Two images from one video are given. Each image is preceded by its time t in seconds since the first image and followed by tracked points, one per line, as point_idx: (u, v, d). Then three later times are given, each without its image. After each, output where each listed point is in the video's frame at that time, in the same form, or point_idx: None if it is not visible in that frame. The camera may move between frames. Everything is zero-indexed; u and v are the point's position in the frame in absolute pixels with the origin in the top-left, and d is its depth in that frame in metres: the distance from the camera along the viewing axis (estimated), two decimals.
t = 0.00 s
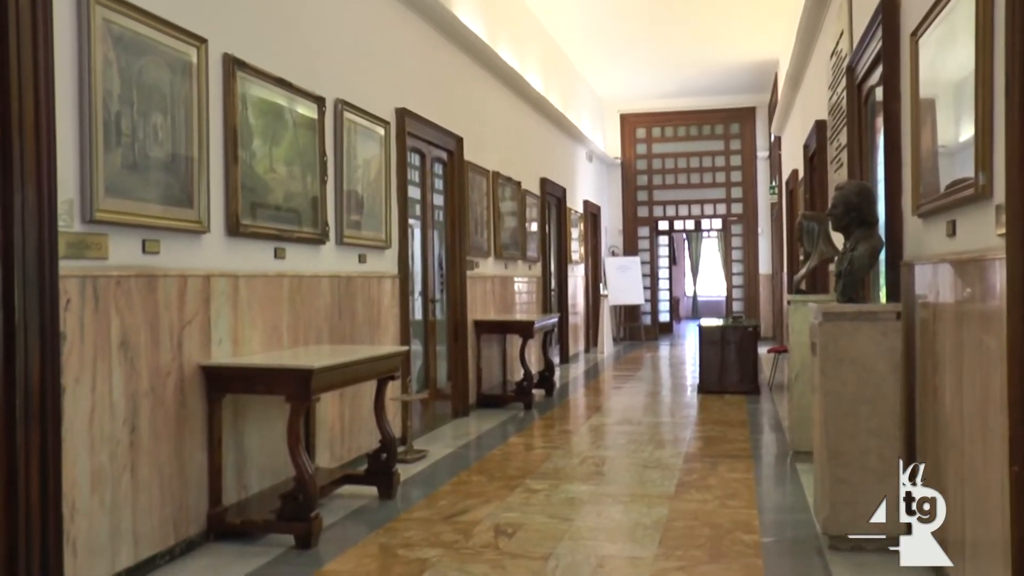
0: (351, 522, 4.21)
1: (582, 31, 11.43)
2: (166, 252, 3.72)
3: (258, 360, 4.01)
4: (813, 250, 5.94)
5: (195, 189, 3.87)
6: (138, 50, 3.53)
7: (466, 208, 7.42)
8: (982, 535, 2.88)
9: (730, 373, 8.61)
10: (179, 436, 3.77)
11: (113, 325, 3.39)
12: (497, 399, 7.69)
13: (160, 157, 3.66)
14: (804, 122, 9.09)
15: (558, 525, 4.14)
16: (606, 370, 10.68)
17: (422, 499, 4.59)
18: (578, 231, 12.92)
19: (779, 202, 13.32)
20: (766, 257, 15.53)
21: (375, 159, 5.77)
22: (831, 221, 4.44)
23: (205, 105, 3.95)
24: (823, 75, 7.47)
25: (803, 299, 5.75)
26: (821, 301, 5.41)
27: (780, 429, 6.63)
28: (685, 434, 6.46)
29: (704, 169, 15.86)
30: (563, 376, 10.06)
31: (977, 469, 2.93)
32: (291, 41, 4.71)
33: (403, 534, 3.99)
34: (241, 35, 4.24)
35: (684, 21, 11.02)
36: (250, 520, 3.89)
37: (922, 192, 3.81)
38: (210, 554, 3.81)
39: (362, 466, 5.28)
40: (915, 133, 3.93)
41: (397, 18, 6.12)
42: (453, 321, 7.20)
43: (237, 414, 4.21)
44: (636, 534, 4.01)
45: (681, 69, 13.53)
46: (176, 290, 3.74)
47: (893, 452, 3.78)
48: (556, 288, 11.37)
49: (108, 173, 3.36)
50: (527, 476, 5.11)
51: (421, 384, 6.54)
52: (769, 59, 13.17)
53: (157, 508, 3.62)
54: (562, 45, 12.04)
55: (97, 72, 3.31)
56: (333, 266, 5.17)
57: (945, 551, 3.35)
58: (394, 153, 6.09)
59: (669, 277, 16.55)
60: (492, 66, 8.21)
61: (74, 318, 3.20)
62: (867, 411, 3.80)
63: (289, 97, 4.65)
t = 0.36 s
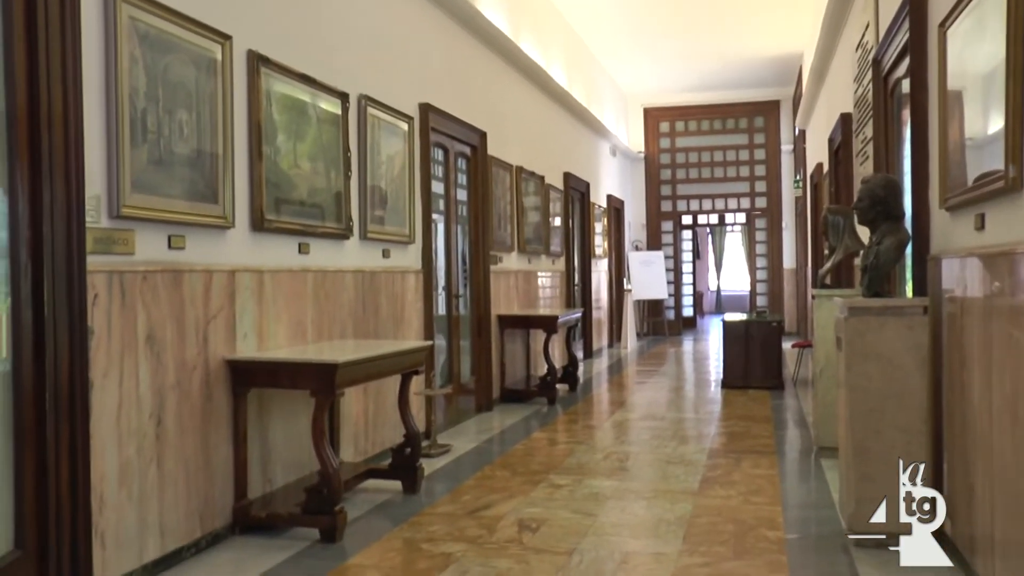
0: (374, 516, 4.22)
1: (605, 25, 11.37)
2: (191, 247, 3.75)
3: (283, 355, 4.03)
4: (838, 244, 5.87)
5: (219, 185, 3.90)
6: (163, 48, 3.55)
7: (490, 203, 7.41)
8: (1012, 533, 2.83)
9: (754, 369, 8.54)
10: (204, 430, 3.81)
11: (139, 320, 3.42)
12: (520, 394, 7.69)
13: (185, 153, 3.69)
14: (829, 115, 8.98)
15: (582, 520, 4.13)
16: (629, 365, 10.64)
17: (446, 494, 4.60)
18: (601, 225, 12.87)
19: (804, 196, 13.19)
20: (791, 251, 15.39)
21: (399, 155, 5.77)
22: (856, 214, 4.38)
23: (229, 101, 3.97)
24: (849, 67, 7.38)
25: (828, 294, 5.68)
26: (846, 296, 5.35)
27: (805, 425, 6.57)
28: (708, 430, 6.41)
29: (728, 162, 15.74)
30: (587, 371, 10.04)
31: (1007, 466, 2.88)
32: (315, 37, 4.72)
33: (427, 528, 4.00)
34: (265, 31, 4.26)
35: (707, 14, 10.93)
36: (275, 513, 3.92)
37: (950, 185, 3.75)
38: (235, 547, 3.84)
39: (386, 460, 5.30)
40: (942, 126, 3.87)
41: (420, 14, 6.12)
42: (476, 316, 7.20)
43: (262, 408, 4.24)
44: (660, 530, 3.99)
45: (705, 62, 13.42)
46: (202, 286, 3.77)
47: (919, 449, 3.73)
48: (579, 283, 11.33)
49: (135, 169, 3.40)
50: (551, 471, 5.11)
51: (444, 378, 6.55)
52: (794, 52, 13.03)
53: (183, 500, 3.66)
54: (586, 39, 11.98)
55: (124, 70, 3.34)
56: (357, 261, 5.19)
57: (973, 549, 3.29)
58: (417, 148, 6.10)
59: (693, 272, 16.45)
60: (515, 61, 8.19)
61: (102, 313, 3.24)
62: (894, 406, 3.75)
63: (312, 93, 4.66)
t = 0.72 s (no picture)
0: (397, 513, 4.23)
1: (626, 21, 11.31)
2: (214, 245, 3.78)
3: (305, 352, 4.05)
4: (862, 240, 5.80)
5: (242, 183, 3.92)
6: (186, 47, 3.58)
7: (512, 199, 7.41)
8: None
9: (778, 365, 8.47)
10: (228, 426, 3.83)
11: (164, 317, 3.45)
12: (543, 391, 7.68)
13: (208, 152, 3.71)
14: (852, 109, 8.88)
15: (605, 517, 4.11)
16: (652, 361, 10.59)
17: (468, 490, 4.60)
18: (624, 222, 12.82)
19: (827, 191, 13.06)
20: (814, 247, 15.26)
21: (421, 152, 5.78)
22: (880, 210, 4.33)
23: (252, 100, 4.00)
24: (873, 61, 7.29)
25: (851, 290, 5.61)
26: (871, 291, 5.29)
27: (828, 421, 6.51)
28: (731, 426, 6.37)
29: (751, 158, 15.62)
30: (609, 367, 10.01)
31: None
32: (336, 35, 4.73)
33: (450, 525, 4.00)
34: (287, 30, 4.27)
35: (729, 9, 10.84)
36: (298, 510, 3.94)
37: (976, 180, 3.69)
38: (259, 542, 3.87)
39: (409, 456, 5.31)
40: (968, 119, 3.82)
41: (441, 11, 6.11)
42: (499, 313, 7.20)
43: (286, 404, 4.26)
44: (684, 527, 3.96)
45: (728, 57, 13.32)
46: (225, 284, 3.79)
47: (945, 446, 3.68)
48: (601, 280, 11.29)
49: (158, 168, 3.43)
50: (574, 468, 5.09)
51: (467, 375, 6.56)
52: (817, 47, 12.90)
53: (208, 496, 3.68)
54: (608, 35, 11.93)
55: (148, 70, 3.38)
56: (379, 258, 5.20)
57: (1001, 548, 3.24)
58: (439, 145, 6.10)
59: (716, 268, 16.35)
60: (537, 57, 8.17)
61: (127, 310, 3.28)
62: (920, 404, 3.70)
63: (334, 91, 4.67)
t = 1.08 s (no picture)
0: (420, 510, 4.24)
1: (647, 18, 11.26)
2: (237, 243, 3.79)
3: (327, 349, 4.06)
4: (885, 237, 5.74)
5: (265, 181, 3.93)
6: (208, 46, 3.59)
7: (533, 197, 7.40)
8: None
9: (800, 363, 8.41)
10: (251, 423, 3.85)
11: (187, 315, 3.46)
12: (564, 389, 7.67)
13: (230, 150, 3.73)
14: (876, 105, 8.80)
15: (627, 516, 4.10)
16: (674, 359, 10.54)
17: (490, 488, 4.60)
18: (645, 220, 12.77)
19: (848, 188, 12.95)
20: (836, 244, 15.15)
21: (442, 150, 5.78)
22: (905, 207, 4.29)
23: (274, 98, 4.01)
24: (896, 56, 7.22)
25: (874, 287, 5.55)
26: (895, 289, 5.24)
27: (851, 421, 6.45)
28: (754, 425, 6.33)
29: (772, 155, 15.53)
30: (630, 365, 9.98)
31: None
32: (358, 34, 4.73)
33: (472, 523, 4.00)
34: (309, 28, 4.29)
35: (751, 6, 10.77)
36: (321, 507, 3.95)
37: (1003, 176, 3.65)
38: (282, 539, 3.89)
39: (431, 454, 5.31)
40: (996, 115, 3.77)
41: (462, 8, 6.10)
42: (521, 311, 7.20)
43: (308, 402, 4.27)
44: (706, 527, 3.94)
45: (748, 54, 13.24)
46: (248, 281, 3.81)
47: (972, 446, 3.63)
48: (623, 278, 11.26)
49: (182, 166, 3.45)
50: (596, 466, 5.08)
51: (488, 373, 6.56)
52: (839, 43, 12.79)
53: (231, 493, 3.71)
54: (629, 31, 11.87)
55: (171, 69, 3.39)
56: (400, 256, 5.21)
57: None
58: (460, 143, 6.10)
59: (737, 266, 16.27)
60: (559, 54, 8.15)
61: (151, 307, 3.29)
62: (945, 403, 3.66)
63: (355, 90, 4.68)
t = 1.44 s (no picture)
0: (441, 508, 4.24)
1: (670, 16, 11.21)
2: (259, 241, 3.81)
3: (350, 347, 4.07)
4: (910, 235, 5.68)
5: (287, 180, 3.95)
6: (231, 46, 3.60)
7: (555, 195, 7.39)
8: None
9: (822, 362, 8.36)
10: (273, 421, 3.86)
11: (210, 313, 3.48)
12: (586, 387, 7.66)
13: (253, 149, 3.74)
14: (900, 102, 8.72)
15: (650, 515, 4.08)
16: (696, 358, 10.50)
17: (512, 487, 4.60)
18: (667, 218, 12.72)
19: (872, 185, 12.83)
20: (859, 243, 15.02)
21: (464, 148, 5.78)
22: (930, 204, 4.24)
23: (296, 97, 4.02)
24: (921, 52, 7.15)
25: (899, 286, 5.50)
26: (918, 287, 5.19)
27: (875, 420, 6.40)
28: (776, 424, 6.29)
29: (795, 152, 15.42)
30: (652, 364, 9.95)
31: None
32: (380, 32, 4.74)
33: (494, 521, 4.00)
34: (331, 27, 4.30)
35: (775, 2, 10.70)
36: (343, 505, 3.96)
37: None
38: (304, 536, 3.90)
39: (452, 452, 5.32)
40: None
41: (484, 6, 6.09)
42: (543, 309, 7.20)
43: (330, 399, 4.29)
44: (729, 526, 3.91)
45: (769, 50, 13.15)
46: (270, 279, 3.83)
47: (999, 446, 3.58)
48: (645, 276, 11.22)
49: (205, 165, 3.47)
50: (618, 465, 5.07)
51: (510, 371, 6.56)
52: (862, 39, 12.67)
53: (253, 490, 3.72)
54: (651, 29, 11.82)
55: (194, 68, 3.41)
56: (422, 254, 5.22)
57: None
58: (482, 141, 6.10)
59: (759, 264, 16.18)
60: (582, 52, 8.13)
61: (174, 305, 3.31)
62: (972, 403, 3.62)
63: (377, 88, 4.68)
